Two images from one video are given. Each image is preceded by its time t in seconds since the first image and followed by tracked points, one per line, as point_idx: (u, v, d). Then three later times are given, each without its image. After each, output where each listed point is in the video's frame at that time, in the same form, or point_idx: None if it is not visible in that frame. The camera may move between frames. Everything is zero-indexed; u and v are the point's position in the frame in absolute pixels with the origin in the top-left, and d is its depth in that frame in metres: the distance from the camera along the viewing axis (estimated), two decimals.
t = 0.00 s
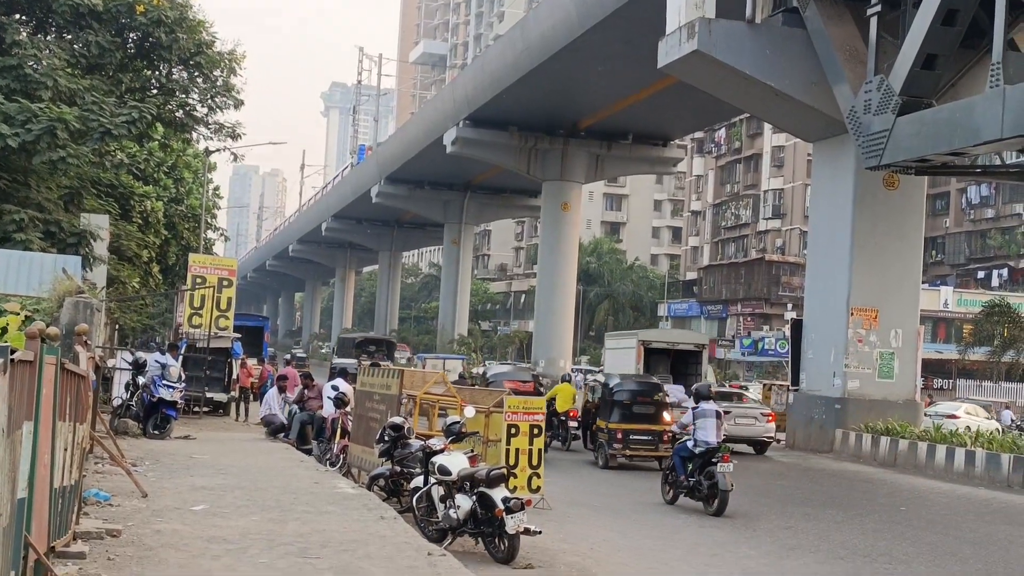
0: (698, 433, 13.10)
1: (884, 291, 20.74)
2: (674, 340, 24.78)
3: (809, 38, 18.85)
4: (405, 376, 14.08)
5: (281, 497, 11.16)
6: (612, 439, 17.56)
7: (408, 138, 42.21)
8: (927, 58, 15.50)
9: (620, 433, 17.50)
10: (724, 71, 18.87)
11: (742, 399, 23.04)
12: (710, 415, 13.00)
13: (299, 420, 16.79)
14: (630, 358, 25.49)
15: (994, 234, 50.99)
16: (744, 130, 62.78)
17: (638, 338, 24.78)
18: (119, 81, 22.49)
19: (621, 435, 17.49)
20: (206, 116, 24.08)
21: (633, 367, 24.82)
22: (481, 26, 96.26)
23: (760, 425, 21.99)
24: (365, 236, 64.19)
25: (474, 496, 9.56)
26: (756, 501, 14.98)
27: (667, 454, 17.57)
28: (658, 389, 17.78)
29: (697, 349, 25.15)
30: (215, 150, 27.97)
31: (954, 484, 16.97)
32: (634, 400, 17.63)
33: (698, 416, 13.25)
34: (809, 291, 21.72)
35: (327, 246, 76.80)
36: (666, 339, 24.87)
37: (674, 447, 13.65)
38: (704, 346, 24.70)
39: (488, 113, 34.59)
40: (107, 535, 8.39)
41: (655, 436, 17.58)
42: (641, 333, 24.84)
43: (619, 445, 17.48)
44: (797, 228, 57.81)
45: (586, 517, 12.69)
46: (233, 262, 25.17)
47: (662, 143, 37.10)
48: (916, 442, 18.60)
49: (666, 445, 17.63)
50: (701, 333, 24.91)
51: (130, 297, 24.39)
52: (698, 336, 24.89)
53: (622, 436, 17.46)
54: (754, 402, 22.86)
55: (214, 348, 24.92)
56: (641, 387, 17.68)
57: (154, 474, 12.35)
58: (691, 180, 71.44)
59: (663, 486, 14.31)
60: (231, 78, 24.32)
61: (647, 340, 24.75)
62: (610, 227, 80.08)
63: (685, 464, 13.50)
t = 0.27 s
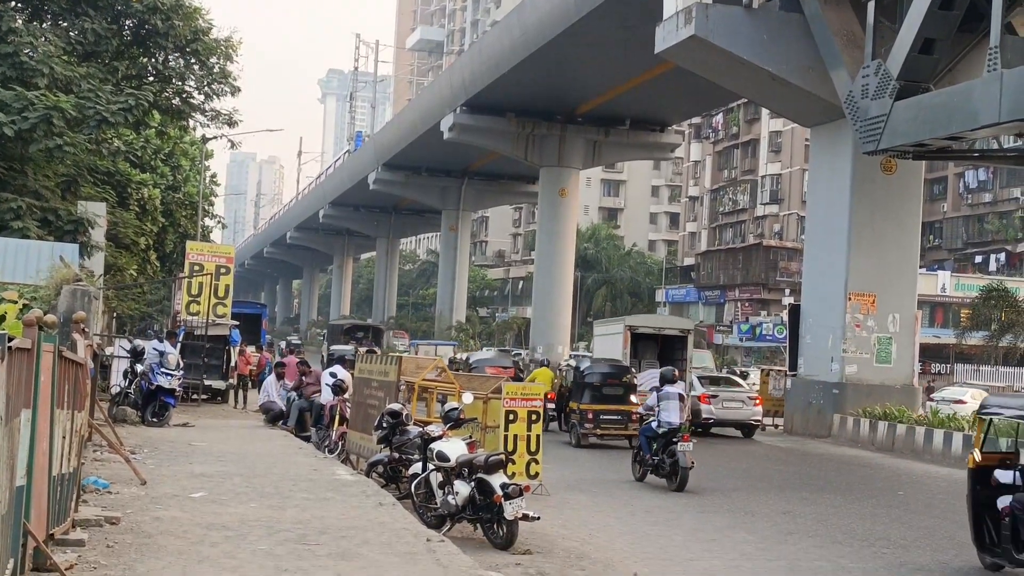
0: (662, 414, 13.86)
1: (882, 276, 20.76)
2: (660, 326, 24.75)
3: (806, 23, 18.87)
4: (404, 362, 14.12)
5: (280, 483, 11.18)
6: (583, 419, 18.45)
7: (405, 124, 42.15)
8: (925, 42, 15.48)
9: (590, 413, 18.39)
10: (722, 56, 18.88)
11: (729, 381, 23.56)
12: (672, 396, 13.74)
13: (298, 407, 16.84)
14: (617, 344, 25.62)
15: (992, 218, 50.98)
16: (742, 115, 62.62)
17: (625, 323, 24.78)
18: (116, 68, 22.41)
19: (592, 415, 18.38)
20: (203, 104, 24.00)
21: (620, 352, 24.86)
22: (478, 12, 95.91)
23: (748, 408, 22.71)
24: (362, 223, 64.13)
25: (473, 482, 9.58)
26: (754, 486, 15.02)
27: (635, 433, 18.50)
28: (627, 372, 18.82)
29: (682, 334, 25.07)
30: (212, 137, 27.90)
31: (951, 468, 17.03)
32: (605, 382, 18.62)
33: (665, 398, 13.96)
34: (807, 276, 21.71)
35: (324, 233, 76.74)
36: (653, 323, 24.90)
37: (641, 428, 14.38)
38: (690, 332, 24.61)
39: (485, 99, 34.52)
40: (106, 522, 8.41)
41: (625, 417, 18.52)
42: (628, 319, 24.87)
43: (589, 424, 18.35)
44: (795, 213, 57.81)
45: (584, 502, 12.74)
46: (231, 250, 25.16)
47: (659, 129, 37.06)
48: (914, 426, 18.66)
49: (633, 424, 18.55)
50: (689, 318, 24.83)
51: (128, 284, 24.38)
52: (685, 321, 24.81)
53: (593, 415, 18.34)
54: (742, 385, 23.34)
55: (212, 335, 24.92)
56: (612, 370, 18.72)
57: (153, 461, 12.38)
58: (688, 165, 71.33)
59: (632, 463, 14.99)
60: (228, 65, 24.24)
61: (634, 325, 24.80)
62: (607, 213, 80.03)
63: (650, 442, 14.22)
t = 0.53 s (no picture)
0: (632, 398, 14.64)
1: (883, 264, 20.74)
2: (649, 314, 24.95)
3: (807, 11, 18.87)
4: (405, 351, 14.10)
5: (281, 473, 11.19)
6: (562, 404, 19.66)
7: (406, 114, 42.10)
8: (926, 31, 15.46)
9: (568, 399, 19.62)
10: (723, 44, 18.94)
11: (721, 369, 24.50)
12: (643, 381, 14.52)
13: (299, 396, 16.86)
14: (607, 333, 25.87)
15: (993, 206, 50.93)
16: (743, 103, 62.49)
17: (615, 312, 24.95)
18: (116, 58, 22.38)
19: (570, 401, 19.61)
20: (203, 93, 23.98)
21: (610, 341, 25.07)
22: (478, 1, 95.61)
23: (737, 396, 23.68)
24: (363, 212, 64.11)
25: (474, 470, 9.59)
26: (755, 474, 15.04)
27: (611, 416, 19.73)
28: (604, 359, 19.83)
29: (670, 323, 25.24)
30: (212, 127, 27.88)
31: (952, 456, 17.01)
32: (582, 370, 19.65)
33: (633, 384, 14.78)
34: (808, 265, 21.70)
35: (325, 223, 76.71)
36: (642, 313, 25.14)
37: (613, 411, 15.22)
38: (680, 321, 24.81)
39: (486, 88, 34.48)
40: (107, 511, 8.42)
41: (601, 402, 19.73)
42: (618, 308, 25.09)
43: (568, 409, 19.58)
44: (796, 202, 57.78)
45: (585, 491, 12.74)
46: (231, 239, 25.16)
47: (659, 118, 37.00)
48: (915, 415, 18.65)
49: (610, 409, 19.75)
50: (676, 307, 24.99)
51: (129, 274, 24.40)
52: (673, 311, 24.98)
53: (571, 401, 19.58)
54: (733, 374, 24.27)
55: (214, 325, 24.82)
56: (589, 357, 19.73)
57: (154, 451, 12.39)
58: (689, 154, 71.23)
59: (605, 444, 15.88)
60: (228, 54, 24.20)
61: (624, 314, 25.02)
62: (608, 202, 79.97)
63: (621, 425, 15.07)
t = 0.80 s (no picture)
0: (606, 385, 15.42)
1: (885, 255, 20.73)
2: (640, 305, 25.79)
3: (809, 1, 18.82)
4: (407, 343, 14.12)
5: (284, 464, 11.22)
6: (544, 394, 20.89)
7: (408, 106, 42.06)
8: (929, 21, 15.43)
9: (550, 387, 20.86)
10: (725, 35, 18.91)
11: (716, 361, 24.96)
12: (616, 368, 15.32)
13: (302, 387, 16.89)
14: (598, 326, 26.48)
15: (995, 197, 50.84)
16: (745, 94, 62.36)
17: (606, 304, 25.63)
18: (117, 50, 22.34)
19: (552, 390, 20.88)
20: (205, 85, 23.94)
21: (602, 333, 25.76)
22: None
23: (730, 387, 24.03)
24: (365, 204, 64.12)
25: (476, 462, 9.59)
26: (757, 465, 15.06)
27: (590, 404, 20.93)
28: (584, 350, 21.49)
29: (661, 314, 26.15)
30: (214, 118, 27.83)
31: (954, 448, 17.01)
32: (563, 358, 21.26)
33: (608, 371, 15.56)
34: (810, 256, 21.68)
35: (327, 215, 76.73)
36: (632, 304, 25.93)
37: (589, 398, 16.00)
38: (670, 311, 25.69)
39: (487, 79, 34.45)
40: (110, 503, 8.44)
41: (581, 391, 21.02)
42: (609, 300, 25.83)
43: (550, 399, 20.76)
44: (798, 193, 57.72)
45: (587, 482, 12.78)
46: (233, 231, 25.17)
47: (662, 109, 36.96)
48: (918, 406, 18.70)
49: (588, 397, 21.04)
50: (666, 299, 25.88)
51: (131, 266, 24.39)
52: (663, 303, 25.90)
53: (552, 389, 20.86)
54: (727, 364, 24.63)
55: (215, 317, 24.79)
56: (571, 347, 21.40)
57: (156, 443, 12.42)
58: (691, 145, 71.14)
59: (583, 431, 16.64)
60: (229, 46, 24.15)
61: (615, 305, 25.78)
62: (610, 193, 79.90)
63: (597, 411, 15.82)
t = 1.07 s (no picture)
0: (582, 374, 16.45)
1: (887, 247, 20.73)
2: (632, 300, 25.84)
3: None
4: (409, 336, 14.12)
5: (286, 457, 11.24)
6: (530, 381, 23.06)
7: (409, 98, 42.04)
8: (931, 13, 15.41)
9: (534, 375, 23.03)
10: (726, 26, 18.97)
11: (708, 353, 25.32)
12: (592, 358, 16.35)
13: (303, 380, 16.92)
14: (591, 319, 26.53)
15: (997, 189, 50.75)
16: (746, 87, 62.26)
17: (599, 298, 25.75)
18: (117, 44, 22.32)
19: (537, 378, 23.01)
20: (205, 78, 23.90)
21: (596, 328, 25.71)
22: None
23: (721, 377, 24.55)
24: (366, 197, 64.13)
25: (478, 455, 9.60)
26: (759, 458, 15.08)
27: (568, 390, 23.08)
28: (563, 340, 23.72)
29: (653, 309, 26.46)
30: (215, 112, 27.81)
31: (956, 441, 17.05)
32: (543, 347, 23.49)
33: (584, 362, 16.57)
34: (812, 249, 21.68)
35: (328, 208, 76.72)
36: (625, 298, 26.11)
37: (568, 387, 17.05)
38: (662, 306, 25.78)
39: (489, 72, 34.44)
40: (113, 497, 8.46)
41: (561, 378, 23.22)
42: (602, 294, 25.90)
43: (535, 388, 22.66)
44: (800, 185, 57.68)
45: (589, 474, 12.80)
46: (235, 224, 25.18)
47: (663, 101, 36.91)
48: (920, 399, 18.74)
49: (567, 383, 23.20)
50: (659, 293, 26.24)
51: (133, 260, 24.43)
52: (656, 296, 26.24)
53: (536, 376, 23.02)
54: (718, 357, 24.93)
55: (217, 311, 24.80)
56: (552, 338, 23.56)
57: (159, 436, 12.44)
58: (692, 138, 71.06)
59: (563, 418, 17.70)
60: (230, 39, 24.10)
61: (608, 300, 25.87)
62: (611, 186, 79.85)
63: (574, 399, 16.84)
